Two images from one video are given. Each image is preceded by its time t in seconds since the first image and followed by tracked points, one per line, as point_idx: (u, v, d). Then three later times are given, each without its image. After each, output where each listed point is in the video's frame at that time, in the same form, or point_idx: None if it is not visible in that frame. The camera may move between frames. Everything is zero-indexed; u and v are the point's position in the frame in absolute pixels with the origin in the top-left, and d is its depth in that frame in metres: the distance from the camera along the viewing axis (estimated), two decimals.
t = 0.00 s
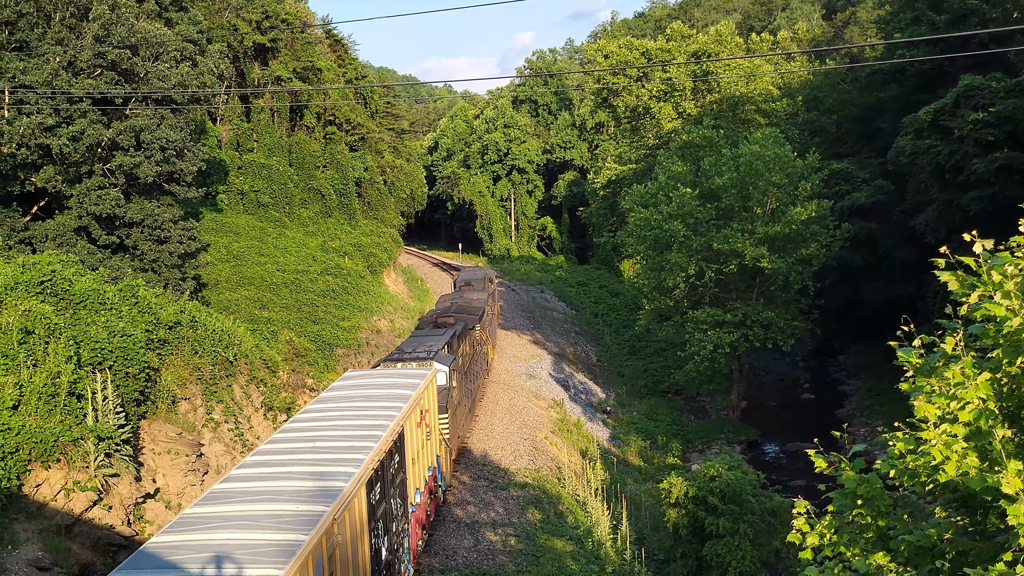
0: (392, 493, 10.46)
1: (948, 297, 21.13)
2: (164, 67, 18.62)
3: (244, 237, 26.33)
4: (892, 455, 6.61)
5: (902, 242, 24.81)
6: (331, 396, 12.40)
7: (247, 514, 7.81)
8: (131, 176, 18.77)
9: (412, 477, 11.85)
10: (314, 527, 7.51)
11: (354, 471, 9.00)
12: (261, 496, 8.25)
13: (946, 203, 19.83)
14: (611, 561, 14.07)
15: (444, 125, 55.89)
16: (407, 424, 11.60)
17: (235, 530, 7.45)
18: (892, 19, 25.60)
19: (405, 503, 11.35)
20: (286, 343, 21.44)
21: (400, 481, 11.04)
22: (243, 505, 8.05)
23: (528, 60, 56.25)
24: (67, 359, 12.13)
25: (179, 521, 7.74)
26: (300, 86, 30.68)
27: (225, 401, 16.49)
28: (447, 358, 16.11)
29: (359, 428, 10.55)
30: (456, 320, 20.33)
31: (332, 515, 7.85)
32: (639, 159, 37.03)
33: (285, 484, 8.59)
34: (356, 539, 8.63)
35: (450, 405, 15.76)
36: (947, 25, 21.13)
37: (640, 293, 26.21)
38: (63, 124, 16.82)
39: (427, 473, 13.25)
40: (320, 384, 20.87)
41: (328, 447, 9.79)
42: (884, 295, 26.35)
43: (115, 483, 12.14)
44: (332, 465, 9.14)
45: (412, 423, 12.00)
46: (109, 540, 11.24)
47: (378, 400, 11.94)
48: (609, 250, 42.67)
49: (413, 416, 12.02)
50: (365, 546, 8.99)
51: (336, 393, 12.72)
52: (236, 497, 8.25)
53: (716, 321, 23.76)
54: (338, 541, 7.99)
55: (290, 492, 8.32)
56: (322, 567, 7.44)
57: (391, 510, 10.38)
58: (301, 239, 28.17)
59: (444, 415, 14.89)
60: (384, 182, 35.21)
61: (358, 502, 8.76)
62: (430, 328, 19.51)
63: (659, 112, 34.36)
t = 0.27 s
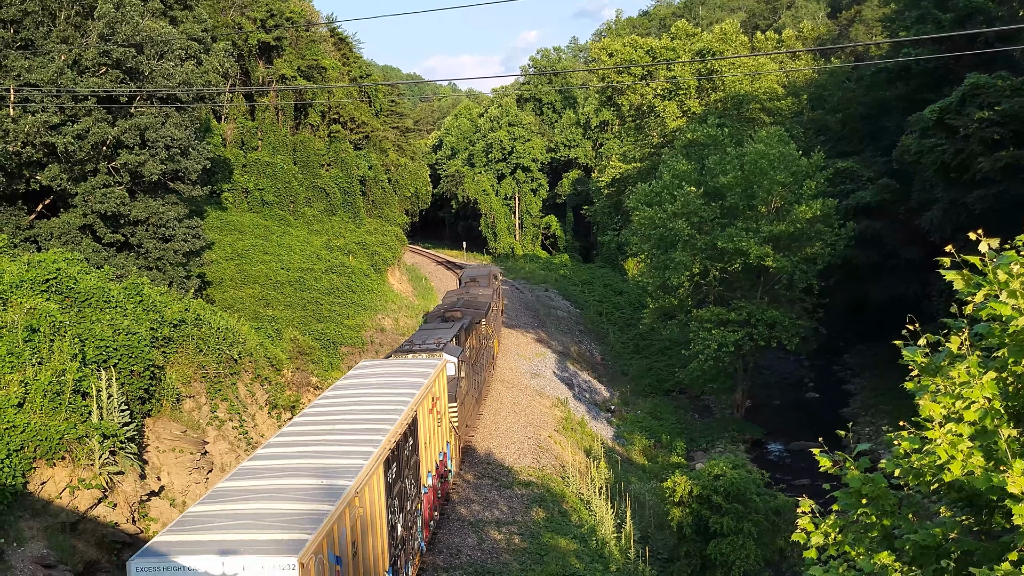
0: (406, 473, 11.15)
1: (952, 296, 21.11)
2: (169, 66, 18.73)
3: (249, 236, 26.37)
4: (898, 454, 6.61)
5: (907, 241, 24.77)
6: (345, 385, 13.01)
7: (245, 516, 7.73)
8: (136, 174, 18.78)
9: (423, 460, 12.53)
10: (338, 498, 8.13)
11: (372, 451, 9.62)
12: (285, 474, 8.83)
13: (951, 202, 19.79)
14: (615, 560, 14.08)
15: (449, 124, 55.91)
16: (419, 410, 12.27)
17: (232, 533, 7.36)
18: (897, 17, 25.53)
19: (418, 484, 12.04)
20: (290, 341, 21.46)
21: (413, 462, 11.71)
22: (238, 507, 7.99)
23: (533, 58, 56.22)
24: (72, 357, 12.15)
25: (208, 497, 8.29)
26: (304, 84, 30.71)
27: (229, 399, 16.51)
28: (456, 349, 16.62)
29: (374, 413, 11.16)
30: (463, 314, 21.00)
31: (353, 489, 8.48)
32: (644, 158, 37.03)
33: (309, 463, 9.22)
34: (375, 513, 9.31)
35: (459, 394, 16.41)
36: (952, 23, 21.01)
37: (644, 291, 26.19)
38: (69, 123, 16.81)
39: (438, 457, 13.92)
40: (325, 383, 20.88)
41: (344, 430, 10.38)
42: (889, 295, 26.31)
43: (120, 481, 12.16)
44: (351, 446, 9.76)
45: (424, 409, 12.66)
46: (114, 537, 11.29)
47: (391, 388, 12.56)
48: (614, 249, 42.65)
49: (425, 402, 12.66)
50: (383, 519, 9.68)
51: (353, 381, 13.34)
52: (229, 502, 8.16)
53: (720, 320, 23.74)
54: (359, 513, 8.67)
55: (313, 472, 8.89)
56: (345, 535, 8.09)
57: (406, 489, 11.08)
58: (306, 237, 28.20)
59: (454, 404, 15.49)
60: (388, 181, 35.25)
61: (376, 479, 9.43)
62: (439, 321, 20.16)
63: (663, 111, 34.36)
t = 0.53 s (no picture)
0: (418, 455, 11.85)
1: (956, 295, 21.10)
2: (173, 64, 18.76)
3: (253, 234, 26.40)
4: (900, 454, 6.60)
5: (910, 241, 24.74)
6: (358, 375, 13.69)
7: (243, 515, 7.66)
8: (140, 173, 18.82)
9: (434, 445, 13.23)
10: (358, 472, 8.81)
11: (387, 432, 10.32)
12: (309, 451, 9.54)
13: (955, 201, 19.75)
14: (618, 559, 14.08)
15: (452, 123, 55.94)
16: (429, 397, 13.00)
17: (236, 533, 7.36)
18: (901, 16, 25.50)
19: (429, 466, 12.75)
20: (294, 339, 21.47)
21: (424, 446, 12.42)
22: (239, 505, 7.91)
23: (536, 57, 56.21)
24: (75, 355, 12.18)
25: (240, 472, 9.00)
26: (307, 83, 30.59)
27: (233, 398, 16.53)
28: (464, 341, 17.29)
29: (387, 400, 11.85)
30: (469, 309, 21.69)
31: (372, 464, 9.22)
32: (647, 157, 37.02)
33: (331, 443, 9.91)
34: (392, 488, 10.02)
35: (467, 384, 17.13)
36: (956, 22, 20.88)
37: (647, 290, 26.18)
38: (72, 121, 16.82)
39: (448, 443, 14.61)
40: (328, 381, 20.89)
41: (361, 414, 11.08)
42: (892, 294, 26.28)
43: (123, 479, 12.18)
44: (367, 428, 10.46)
45: (433, 396, 13.38)
46: (117, 535, 11.30)
47: (404, 377, 13.31)
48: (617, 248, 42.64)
49: (434, 390, 13.36)
50: (399, 494, 10.39)
51: (368, 370, 14.07)
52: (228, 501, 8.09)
53: (723, 319, 23.72)
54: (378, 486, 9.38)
55: (334, 449, 9.59)
56: (366, 504, 8.78)
57: (418, 470, 11.79)
58: (309, 236, 28.23)
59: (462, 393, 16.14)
60: (391, 179, 35.26)
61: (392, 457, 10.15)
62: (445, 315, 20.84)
63: (667, 110, 34.36)
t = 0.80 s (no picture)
0: (428, 440, 12.54)
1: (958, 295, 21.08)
2: (175, 63, 18.81)
3: (255, 233, 26.44)
4: (902, 453, 6.59)
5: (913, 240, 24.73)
6: (369, 366, 14.34)
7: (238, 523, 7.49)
8: (143, 172, 18.84)
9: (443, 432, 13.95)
10: (372, 453, 9.48)
11: (399, 417, 11.00)
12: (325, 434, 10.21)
13: (957, 200, 19.73)
14: (620, 558, 14.10)
15: (454, 122, 55.97)
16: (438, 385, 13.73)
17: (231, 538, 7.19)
18: (903, 14, 25.49)
19: (438, 451, 13.45)
20: (296, 338, 21.53)
21: (433, 432, 13.11)
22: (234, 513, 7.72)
23: (538, 56, 56.22)
24: (77, 354, 12.19)
25: (261, 452, 9.69)
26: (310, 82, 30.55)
27: (235, 396, 16.55)
28: (470, 335, 17.95)
29: (398, 388, 12.50)
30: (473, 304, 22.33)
31: (388, 445, 9.93)
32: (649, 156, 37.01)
33: (348, 426, 10.57)
34: (404, 469, 10.73)
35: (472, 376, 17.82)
36: (960, 20, 20.69)
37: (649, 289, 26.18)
38: (75, 120, 16.84)
39: (455, 430, 15.30)
40: (330, 380, 20.94)
41: (374, 401, 11.74)
42: (895, 293, 26.26)
43: (126, 478, 12.19)
44: (380, 413, 11.12)
45: (441, 386, 14.05)
46: (119, 534, 11.32)
47: (414, 367, 14.02)
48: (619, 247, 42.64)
49: (441, 379, 14.03)
50: (411, 475, 11.12)
51: (379, 361, 14.78)
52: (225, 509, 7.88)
53: (725, 318, 23.72)
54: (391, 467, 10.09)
55: (349, 432, 10.29)
56: (381, 483, 9.48)
57: (428, 455, 12.48)
58: (311, 235, 28.25)
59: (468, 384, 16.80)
60: (394, 178, 35.30)
61: (404, 440, 10.86)
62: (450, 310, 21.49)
63: (669, 109, 34.38)
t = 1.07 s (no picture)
0: (438, 426, 13.14)
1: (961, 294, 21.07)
2: (178, 63, 18.86)
3: (257, 233, 26.47)
4: (905, 453, 6.58)
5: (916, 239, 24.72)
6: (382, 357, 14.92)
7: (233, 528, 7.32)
8: (145, 171, 18.81)
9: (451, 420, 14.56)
10: (389, 434, 10.08)
11: (411, 403, 11.57)
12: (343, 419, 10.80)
13: (960, 200, 19.69)
14: (622, 557, 14.10)
15: (456, 121, 56.03)
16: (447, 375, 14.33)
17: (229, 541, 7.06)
18: (906, 14, 25.46)
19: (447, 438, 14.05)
20: (298, 337, 21.56)
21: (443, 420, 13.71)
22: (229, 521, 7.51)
23: (541, 55, 56.19)
24: (80, 353, 12.20)
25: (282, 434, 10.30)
26: (313, 81, 30.54)
27: (237, 396, 16.56)
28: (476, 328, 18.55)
29: (410, 377, 13.07)
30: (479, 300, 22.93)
31: (402, 428, 10.53)
32: (651, 155, 36.99)
33: (364, 411, 11.14)
34: (417, 451, 11.34)
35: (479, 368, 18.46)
36: (962, 20, 20.95)
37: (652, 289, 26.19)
38: (78, 119, 16.80)
39: (463, 419, 15.90)
40: (332, 379, 20.97)
41: (387, 389, 12.30)
42: (897, 293, 26.24)
43: (128, 476, 12.21)
44: (393, 400, 11.69)
45: (450, 376, 14.64)
46: (122, 533, 11.33)
47: (424, 357, 14.61)
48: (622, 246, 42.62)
49: (450, 369, 14.61)
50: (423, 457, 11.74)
51: (390, 351, 15.38)
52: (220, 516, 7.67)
53: (728, 318, 23.71)
54: (406, 449, 10.71)
55: (363, 417, 10.86)
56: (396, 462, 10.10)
57: (438, 441, 13.09)
58: (314, 234, 28.26)
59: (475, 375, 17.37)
60: (396, 177, 35.37)
61: (417, 424, 11.48)
62: (456, 305, 22.09)
63: (671, 108, 34.37)
